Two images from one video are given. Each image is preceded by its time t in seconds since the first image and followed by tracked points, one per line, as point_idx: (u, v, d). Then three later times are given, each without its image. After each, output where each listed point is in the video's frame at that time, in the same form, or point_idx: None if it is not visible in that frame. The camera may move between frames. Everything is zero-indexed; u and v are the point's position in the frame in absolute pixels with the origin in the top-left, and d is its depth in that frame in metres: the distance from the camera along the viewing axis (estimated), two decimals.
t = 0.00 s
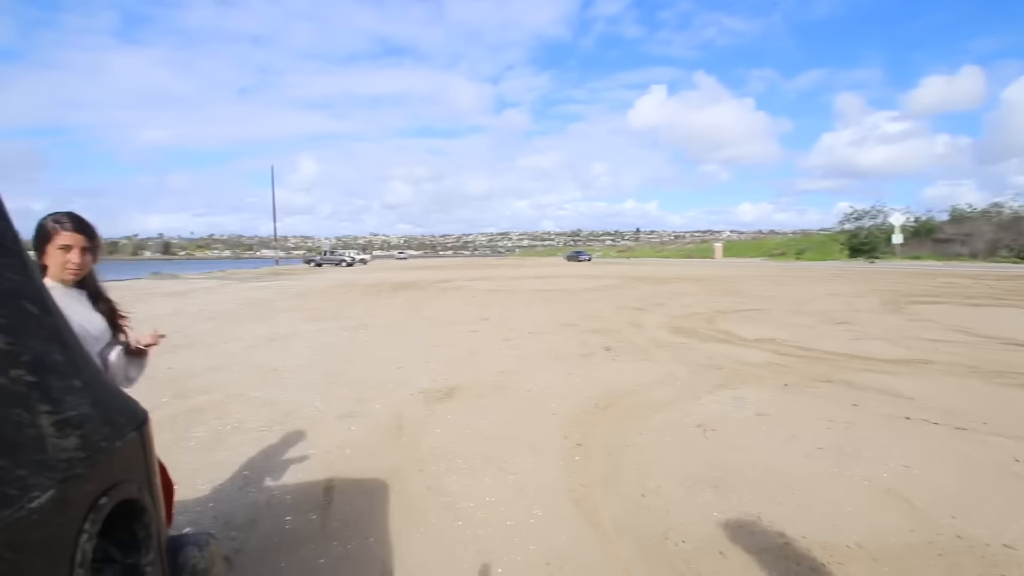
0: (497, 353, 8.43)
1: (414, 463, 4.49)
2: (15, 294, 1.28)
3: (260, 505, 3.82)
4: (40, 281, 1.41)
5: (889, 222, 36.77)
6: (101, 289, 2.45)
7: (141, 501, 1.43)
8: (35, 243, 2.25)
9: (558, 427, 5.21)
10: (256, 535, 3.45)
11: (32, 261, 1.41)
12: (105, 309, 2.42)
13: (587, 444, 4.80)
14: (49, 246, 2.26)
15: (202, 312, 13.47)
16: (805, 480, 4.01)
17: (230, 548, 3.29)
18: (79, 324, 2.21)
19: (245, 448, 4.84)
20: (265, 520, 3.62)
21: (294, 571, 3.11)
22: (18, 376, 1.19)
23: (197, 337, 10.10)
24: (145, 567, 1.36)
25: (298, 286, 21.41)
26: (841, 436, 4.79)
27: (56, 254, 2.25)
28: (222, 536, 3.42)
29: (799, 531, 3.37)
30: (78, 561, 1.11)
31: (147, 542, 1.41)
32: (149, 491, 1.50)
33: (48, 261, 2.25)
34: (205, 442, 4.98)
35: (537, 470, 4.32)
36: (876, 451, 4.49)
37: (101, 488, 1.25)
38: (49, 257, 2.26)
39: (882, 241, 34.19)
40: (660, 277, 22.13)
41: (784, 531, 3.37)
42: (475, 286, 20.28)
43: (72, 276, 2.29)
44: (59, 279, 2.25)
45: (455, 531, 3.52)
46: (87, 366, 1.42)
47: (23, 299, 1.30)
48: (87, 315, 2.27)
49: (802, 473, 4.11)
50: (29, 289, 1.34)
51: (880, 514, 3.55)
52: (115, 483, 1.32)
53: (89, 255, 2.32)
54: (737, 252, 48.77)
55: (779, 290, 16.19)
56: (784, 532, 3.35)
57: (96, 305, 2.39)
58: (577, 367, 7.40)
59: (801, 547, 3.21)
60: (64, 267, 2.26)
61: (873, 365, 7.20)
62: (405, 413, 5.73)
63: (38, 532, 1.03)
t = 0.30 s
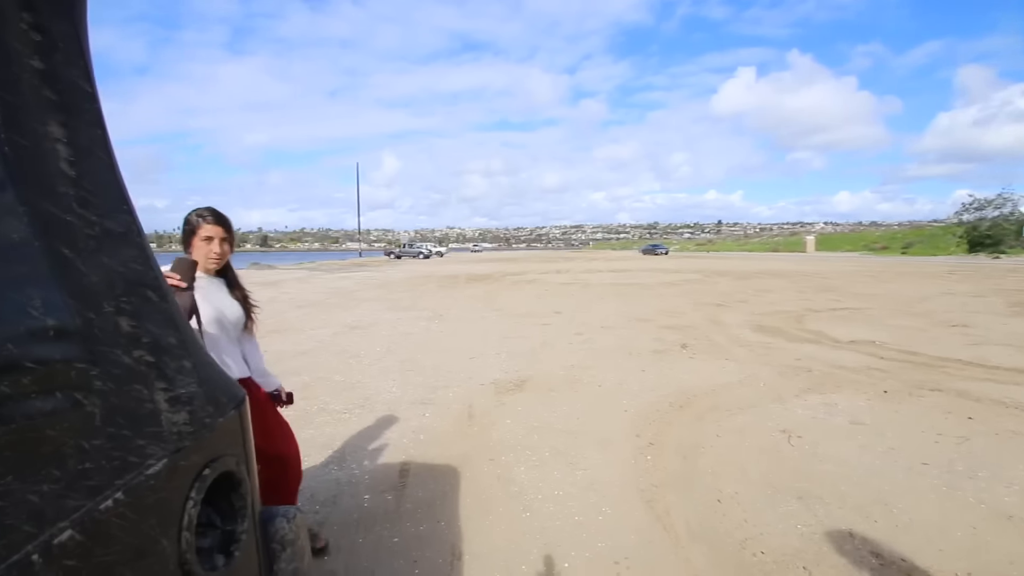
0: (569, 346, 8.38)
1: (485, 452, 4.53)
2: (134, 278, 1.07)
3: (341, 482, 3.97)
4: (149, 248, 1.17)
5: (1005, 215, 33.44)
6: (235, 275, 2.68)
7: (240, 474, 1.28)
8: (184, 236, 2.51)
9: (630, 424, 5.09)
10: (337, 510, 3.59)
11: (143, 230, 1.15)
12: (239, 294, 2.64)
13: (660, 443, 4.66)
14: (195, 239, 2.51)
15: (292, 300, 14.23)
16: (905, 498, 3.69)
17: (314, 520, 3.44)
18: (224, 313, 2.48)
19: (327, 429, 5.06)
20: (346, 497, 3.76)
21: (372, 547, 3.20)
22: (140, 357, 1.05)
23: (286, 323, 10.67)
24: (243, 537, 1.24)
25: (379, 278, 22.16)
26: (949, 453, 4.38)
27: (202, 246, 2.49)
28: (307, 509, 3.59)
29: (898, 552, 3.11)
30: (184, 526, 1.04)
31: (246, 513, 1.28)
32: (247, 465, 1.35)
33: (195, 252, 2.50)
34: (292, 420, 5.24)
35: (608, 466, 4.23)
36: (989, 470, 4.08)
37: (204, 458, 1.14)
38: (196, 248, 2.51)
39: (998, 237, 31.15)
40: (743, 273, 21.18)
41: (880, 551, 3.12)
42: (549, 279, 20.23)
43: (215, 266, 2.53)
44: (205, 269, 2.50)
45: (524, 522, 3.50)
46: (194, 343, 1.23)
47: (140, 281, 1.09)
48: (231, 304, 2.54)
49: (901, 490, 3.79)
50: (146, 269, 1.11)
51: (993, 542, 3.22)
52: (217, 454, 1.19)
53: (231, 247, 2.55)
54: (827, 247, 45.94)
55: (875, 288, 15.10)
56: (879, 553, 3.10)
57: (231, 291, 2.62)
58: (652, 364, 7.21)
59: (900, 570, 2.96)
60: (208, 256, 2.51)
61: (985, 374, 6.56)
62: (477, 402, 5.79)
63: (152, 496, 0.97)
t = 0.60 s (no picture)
0: (608, 344, 8.33)
1: (522, 449, 4.55)
2: (184, 275, 1.12)
3: (380, 474, 4.07)
4: (200, 246, 1.22)
5: None
6: (332, 269, 2.78)
7: (282, 463, 1.33)
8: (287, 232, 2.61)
9: (669, 424, 5.02)
10: (377, 501, 3.67)
11: (193, 230, 1.20)
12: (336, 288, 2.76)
13: (700, 444, 4.59)
14: (297, 236, 2.60)
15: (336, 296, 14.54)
16: (966, 510, 3.53)
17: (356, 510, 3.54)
18: (322, 307, 2.62)
19: (368, 422, 5.18)
20: (385, 489, 3.84)
21: (410, 539, 3.27)
22: (189, 350, 1.09)
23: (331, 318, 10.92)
24: (284, 525, 1.29)
25: (420, 274, 22.41)
26: (1015, 464, 4.16)
27: (302, 244, 2.59)
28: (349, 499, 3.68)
29: (955, 566, 2.99)
30: (228, 512, 1.08)
31: (287, 501, 1.32)
32: (289, 455, 1.40)
33: (296, 249, 2.60)
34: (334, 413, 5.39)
35: (646, 467, 4.19)
36: None
37: (248, 448, 1.18)
38: (296, 245, 2.60)
39: None
40: (791, 269, 20.57)
41: (938, 565, 3.00)
42: (589, 276, 20.10)
43: (312, 263, 2.64)
44: (304, 266, 2.61)
45: (559, 521, 3.51)
46: (240, 338, 1.28)
47: (190, 278, 1.13)
48: (329, 298, 2.67)
49: (962, 502, 3.63)
50: (195, 267, 1.16)
51: None
52: (260, 443, 1.23)
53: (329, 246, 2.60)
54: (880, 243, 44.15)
55: (934, 286, 14.42)
56: (934, 567, 2.98)
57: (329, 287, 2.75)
58: (692, 363, 7.09)
59: None
60: (306, 255, 2.60)
61: None
62: (514, 399, 5.82)
63: (200, 482, 1.02)
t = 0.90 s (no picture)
0: (621, 344, 8.30)
1: (532, 448, 4.56)
2: (197, 272, 1.14)
3: (391, 470, 4.10)
4: (213, 244, 1.23)
5: None
6: (377, 264, 2.80)
7: (291, 459, 1.34)
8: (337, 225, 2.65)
9: (682, 425, 5.00)
10: (388, 497, 3.71)
11: (207, 228, 1.22)
12: (378, 283, 2.78)
13: (712, 447, 4.56)
14: (346, 230, 2.64)
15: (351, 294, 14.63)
16: (987, 520, 3.47)
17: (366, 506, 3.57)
18: (360, 301, 2.64)
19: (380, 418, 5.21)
20: (396, 484, 3.87)
21: (420, 535, 3.29)
22: (201, 346, 1.11)
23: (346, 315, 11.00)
24: (293, 519, 1.30)
25: (435, 273, 22.49)
26: None
27: (348, 238, 2.62)
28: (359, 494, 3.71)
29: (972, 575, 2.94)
30: (237, 505, 1.10)
31: (296, 496, 1.34)
32: (298, 450, 1.41)
33: (343, 243, 2.64)
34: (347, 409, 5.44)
35: (658, 469, 4.17)
36: None
37: (257, 442, 1.20)
38: (344, 239, 2.65)
39: None
40: (810, 271, 20.30)
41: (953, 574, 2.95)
42: (604, 276, 20.02)
43: (357, 258, 2.67)
44: (347, 259, 2.65)
45: (568, 520, 3.50)
46: (251, 334, 1.29)
47: (202, 274, 1.15)
48: (369, 292, 2.70)
49: (983, 511, 3.57)
50: (208, 263, 1.17)
51: None
52: (270, 438, 1.25)
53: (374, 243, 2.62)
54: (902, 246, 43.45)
55: (958, 289, 14.15)
56: None
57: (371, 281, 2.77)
58: (706, 365, 7.04)
59: None
60: (351, 249, 2.64)
61: None
62: (526, 398, 5.83)
63: (209, 476, 1.03)
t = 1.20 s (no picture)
0: (625, 339, 8.29)
1: (536, 443, 4.57)
2: (200, 266, 1.14)
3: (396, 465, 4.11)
4: (215, 239, 1.23)
5: None
6: (389, 260, 2.79)
7: (295, 453, 1.34)
8: (348, 221, 2.65)
9: (686, 421, 5.00)
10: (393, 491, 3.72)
11: (209, 222, 1.22)
12: (388, 279, 2.76)
13: (716, 442, 4.55)
14: (358, 225, 2.64)
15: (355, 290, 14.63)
16: (994, 515, 3.46)
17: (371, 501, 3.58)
18: (366, 297, 2.64)
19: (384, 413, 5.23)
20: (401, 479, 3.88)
21: (424, 529, 3.30)
22: (203, 340, 1.11)
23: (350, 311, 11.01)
24: (296, 513, 1.31)
25: (439, 268, 22.53)
26: None
27: (360, 234, 2.63)
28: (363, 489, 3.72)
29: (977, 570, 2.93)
30: (240, 499, 1.10)
31: (300, 490, 1.34)
32: (302, 445, 1.41)
33: (354, 238, 2.65)
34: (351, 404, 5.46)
35: (661, 464, 4.17)
36: None
37: (260, 437, 1.20)
38: (356, 234, 2.65)
39: None
40: (815, 265, 20.24)
41: (958, 569, 2.95)
42: (608, 271, 19.99)
43: (368, 254, 2.67)
44: (359, 255, 2.65)
45: (571, 515, 3.51)
46: (254, 329, 1.29)
47: (204, 269, 1.15)
48: (377, 287, 2.69)
49: (988, 506, 3.56)
50: (210, 258, 1.18)
51: None
52: (273, 433, 1.25)
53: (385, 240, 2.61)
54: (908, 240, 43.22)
55: (966, 284, 14.07)
56: (957, 572, 2.92)
57: (380, 275, 2.75)
58: (710, 360, 7.02)
59: None
60: (363, 245, 2.64)
61: None
62: (529, 393, 5.83)
63: (212, 470, 1.04)
